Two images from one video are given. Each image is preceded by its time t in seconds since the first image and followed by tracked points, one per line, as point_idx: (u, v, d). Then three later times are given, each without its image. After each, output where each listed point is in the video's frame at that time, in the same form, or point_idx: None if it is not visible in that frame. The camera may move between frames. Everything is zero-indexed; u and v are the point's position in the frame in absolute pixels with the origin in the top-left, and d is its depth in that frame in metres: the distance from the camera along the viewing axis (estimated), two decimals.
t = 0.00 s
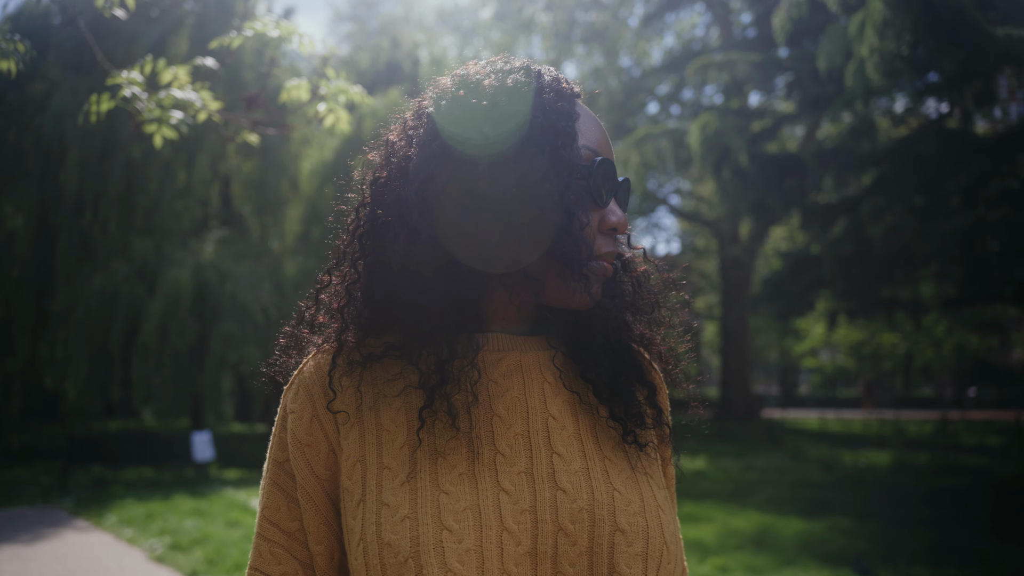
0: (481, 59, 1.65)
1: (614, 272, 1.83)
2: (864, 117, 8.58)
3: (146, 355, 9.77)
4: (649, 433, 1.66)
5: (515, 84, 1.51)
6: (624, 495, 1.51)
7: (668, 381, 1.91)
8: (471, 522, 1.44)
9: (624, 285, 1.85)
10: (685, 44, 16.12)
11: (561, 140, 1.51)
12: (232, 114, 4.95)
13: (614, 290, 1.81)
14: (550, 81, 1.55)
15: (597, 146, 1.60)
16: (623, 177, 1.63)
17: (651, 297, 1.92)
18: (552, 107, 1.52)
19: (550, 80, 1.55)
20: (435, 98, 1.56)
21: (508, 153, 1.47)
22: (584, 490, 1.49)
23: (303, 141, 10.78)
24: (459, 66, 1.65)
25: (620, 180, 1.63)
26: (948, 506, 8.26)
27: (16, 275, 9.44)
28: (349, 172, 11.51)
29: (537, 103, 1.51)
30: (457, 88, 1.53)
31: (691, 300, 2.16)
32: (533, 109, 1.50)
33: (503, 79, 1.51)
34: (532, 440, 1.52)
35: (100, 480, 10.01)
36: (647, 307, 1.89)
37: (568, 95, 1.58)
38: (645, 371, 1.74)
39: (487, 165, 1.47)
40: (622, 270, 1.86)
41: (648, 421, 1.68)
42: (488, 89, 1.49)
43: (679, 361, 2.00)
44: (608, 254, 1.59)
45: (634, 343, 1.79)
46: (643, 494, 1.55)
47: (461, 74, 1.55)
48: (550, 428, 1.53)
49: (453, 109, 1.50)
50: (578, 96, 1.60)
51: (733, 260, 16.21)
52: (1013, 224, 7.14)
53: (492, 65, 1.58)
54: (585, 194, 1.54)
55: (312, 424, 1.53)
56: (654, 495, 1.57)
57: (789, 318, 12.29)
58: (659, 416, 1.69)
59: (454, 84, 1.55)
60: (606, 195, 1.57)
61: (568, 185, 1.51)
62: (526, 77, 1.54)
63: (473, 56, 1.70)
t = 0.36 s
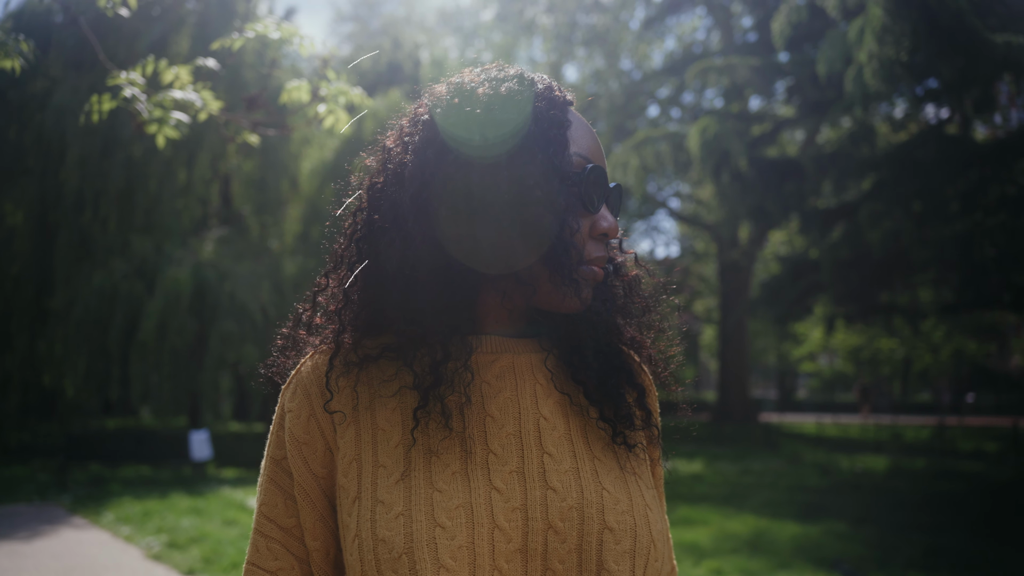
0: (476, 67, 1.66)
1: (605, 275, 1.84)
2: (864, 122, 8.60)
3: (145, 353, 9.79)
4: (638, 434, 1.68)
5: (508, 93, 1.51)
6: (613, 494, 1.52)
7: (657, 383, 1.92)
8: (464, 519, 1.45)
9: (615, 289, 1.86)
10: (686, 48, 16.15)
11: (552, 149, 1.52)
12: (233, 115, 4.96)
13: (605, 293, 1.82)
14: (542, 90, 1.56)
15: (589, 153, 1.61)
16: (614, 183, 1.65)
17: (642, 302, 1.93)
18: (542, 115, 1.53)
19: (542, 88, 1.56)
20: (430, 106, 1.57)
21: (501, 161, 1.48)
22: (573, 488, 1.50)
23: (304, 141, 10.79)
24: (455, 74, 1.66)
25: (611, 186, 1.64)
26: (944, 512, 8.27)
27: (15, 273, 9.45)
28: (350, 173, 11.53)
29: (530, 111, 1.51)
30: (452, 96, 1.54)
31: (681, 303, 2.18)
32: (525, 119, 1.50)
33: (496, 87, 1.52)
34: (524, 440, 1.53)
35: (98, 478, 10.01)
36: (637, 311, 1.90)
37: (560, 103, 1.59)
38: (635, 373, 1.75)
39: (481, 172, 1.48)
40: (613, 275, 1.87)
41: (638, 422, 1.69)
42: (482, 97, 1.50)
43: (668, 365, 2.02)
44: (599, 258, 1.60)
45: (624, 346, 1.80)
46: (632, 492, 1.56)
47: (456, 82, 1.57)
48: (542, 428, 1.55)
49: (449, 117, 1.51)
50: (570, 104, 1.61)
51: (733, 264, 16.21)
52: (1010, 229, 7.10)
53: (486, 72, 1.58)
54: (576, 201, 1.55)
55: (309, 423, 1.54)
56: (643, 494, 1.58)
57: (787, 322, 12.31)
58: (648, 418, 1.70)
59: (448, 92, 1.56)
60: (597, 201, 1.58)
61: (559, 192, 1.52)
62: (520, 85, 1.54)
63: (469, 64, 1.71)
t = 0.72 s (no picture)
0: (472, 80, 1.68)
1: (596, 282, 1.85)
2: (864, 125, 8.62)
3: (145, 351, 9.82)
4: (628, 436, 1.70)
5: (500, 104, 1.52)
6: (602, 493, 1.54)
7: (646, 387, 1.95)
8: (457, 516, 1.47)
9: (606, 295, 1.88)
10: (687, 49, 16.17)
11: (544, 159, 1.53)
12: (234, 116, 4.97)
13: (595, 299, 1.83)
14: (534, 101, 1.57)
15: (579, 162, 1.63)
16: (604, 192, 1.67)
17: (634, 308, 1.95)
18: (532, 128, 1.54)
19: (534, 100, 1.57)
20: (425, 118, 1.58)
21: (494, 170, 1.49)
22: (563, 489, 1.52)
23: (304, 140, 10.80)
24: (450, 85, 1.67)
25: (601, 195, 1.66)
26: (940, 515, 8.28)
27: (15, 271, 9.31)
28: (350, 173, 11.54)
29: (522, 122, 1.52)
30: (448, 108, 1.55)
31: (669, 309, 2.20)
32: (518, 132, 1.51)
33: (489, 98, 1.52)
34: (516, 440, 1.55)
35: (97, 476, 10.02)
36: (628, 317, 1.92)
37: (551, 114, 1.59)
38: (625, 378, 1.77)
39: (474, 181, 1.49)
40: (603, 283, 1.90)
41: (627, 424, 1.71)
42: (475, 108, 1.51)
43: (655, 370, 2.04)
44: (589, 265, 1.63)
45: (615, 350, 1.82)
46: (621, 493, 1.58)
47: (451, 94, 1.58)
48: (533, 430, 1.56)
49: (443, 130, 1.53)
50: (561, 115, 1.62)
51: (733, 265, 16.23)
52: (1009, 235, 7.09)
53: (480, 85, 1.59)
54: (566, 209, 1.57)
55: (308, 424, 1.56)
56: (631, 493, 1.60)
57: (786, 324, 12.33)
58: (638, 421, 1.72)
59: (443, 104, 1.57)
60: (588, 209, 1.60)
61: (550, 199, 1.51)
62: (512, 96, 1.55)
63: (464, 75, 1.72)
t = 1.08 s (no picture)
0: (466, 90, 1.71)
1: (590, 288, 1.89)
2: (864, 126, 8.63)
3: (146, 350, 9.92)
4: (621, 438, 1.73)
5: (485, 112, 1.54)
6: (597, 491, 1.57)
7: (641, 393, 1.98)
8: (456, 512, 1.49)
9: (602, 300, 1.91)
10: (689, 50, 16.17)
11: (528, 163, 1.53)
12: (237, 117, 4.99)
13: (589, 303, 1.86)
14: (520, 107, 1.57)
15: (566, 165, 1.60)
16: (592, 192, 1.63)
17: (629, 313, 1.98)
18: (515, 133, 1.53)
19: (519, 106, 1.56)
20: (416, 128, 1.63)
21: (478, 178, 1.52)
22: (559, 486, 1.55)
23: (306, 140, 10.83)
24: (446, 96, 1.71)
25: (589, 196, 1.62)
26: (939, 516, 8.29)
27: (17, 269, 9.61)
28: (353, 172, 11.57)
29: (506, 128, 1.53)
30: (440, 120, 1.59)
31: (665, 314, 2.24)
32: (502, 138, 1.52)
33: (474, 106, 1.55)
34: (514, 439, 1.57)
35: (99, 473, 10.06)
36: (624, 321, 1.97)
37: (539, 121, 1.60)
38: (619, 382, 1.80)
39: (458, 186, 1.54)
40: (599, 288, 1.93)
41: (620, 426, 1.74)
42: (460, 116, 1.55)
43: (651, 376, 2.04)
44: (577, 265, 1.59)
45: (610, 355, 1.84)
46: (614, 491, 1.61)
47: (442, 104, 1.62)
48: (531, 429, 1.59)
49: (432, 139, 1.58)
50: (547, 120, 1.61)
51: (734, 265, 16.26)
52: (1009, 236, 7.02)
53: (471, 94, 1.62)
54: (546, 209, 1.53)
55: (313, 421, 1.58)
56: (624, 492, 1.63)
57: (786, 325, 12.33)
58: (631, 424, 1.75)
59: (434, 116, 1.61)
60: (575, 208, 1.55)
61: (526, 202, 1.51)
62: (498, 104, 1.56)
63: (462, 86, 1.75)
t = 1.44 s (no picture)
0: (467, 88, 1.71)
1: (593, 278, 1.89)
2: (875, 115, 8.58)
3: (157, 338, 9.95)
4: (624, 426, 1.72)
5: (482, 109, 1.54)
6: (599, 478, 1.57)
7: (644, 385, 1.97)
8: (461, 498, 1.50)
9: (604, 291, 1.91)
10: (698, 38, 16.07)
11: (522, 159, 1.52)
12: (247, 109, 5.01)
13: (591, 294, 1.87)
14: (517, 103, 1.56)
15: (563, 158, 1.59)
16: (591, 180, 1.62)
17: (629, 301, 1.95)
18: (509, 129, 1.53)
19: (515, 102, 1.55)
20: (415, 128, 1.65)
21: (474, 174, 1.53)
22: (562, 472, 1.55)
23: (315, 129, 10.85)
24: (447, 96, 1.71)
25: (587, 186, 1.61)
26: (947, 505, 8.28)
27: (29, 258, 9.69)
28: (362, 162, 11.59)
29: (501, 124, 1.53)
30: (438, 119, 1.60)
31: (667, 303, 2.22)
32: (497, 134, 1.52)
33: (470, 103, 1.56)
34: (518, 427, 1.57)
35: (110, 461, 10.16)
36: (625, 311, 1.95)
37: (536, 116, 1.59)
38: (622, 372, 1.80)
39: (453, 181, 1.54)
40: (600, 277, 1.91)
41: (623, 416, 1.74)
42: (457, 114, 1.56)
43: (653, 365, 2.03)
44: (577, 255, 1.59)
45: (613, 345, 1.84)
46: (616, 478, 1.61)
47: (441, 104, 1.62)
48: (535, 417, 1.59)
49: (429, 138, 1.60)
50: (544, 114, 1.60)
51: (744, 255, 16.20)
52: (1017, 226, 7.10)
53: (469, 92, 1.62)
54: (544, 201, 1.53)
55: (324, 410, 1.60)
56: (627, 479, 1.63)
57: (795, 314, 12.29)
58: (634, 412, 1.75)
59: (433, 114, 1.62)
60: (572, 200, 1.56)
61: (522, 194, 1.51)
62: (495, 100, 1.56)
63: (463, 84, 1.75)
